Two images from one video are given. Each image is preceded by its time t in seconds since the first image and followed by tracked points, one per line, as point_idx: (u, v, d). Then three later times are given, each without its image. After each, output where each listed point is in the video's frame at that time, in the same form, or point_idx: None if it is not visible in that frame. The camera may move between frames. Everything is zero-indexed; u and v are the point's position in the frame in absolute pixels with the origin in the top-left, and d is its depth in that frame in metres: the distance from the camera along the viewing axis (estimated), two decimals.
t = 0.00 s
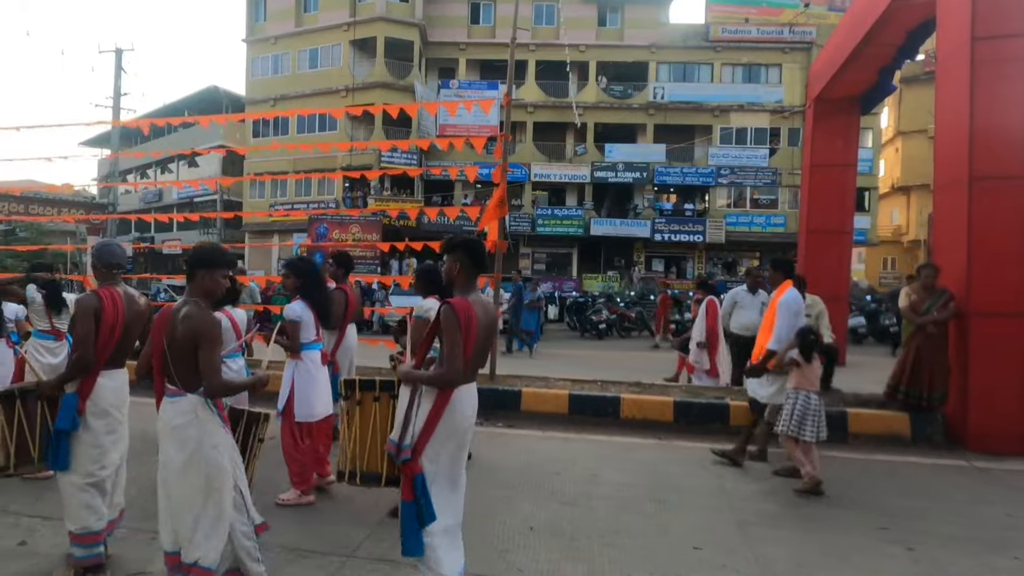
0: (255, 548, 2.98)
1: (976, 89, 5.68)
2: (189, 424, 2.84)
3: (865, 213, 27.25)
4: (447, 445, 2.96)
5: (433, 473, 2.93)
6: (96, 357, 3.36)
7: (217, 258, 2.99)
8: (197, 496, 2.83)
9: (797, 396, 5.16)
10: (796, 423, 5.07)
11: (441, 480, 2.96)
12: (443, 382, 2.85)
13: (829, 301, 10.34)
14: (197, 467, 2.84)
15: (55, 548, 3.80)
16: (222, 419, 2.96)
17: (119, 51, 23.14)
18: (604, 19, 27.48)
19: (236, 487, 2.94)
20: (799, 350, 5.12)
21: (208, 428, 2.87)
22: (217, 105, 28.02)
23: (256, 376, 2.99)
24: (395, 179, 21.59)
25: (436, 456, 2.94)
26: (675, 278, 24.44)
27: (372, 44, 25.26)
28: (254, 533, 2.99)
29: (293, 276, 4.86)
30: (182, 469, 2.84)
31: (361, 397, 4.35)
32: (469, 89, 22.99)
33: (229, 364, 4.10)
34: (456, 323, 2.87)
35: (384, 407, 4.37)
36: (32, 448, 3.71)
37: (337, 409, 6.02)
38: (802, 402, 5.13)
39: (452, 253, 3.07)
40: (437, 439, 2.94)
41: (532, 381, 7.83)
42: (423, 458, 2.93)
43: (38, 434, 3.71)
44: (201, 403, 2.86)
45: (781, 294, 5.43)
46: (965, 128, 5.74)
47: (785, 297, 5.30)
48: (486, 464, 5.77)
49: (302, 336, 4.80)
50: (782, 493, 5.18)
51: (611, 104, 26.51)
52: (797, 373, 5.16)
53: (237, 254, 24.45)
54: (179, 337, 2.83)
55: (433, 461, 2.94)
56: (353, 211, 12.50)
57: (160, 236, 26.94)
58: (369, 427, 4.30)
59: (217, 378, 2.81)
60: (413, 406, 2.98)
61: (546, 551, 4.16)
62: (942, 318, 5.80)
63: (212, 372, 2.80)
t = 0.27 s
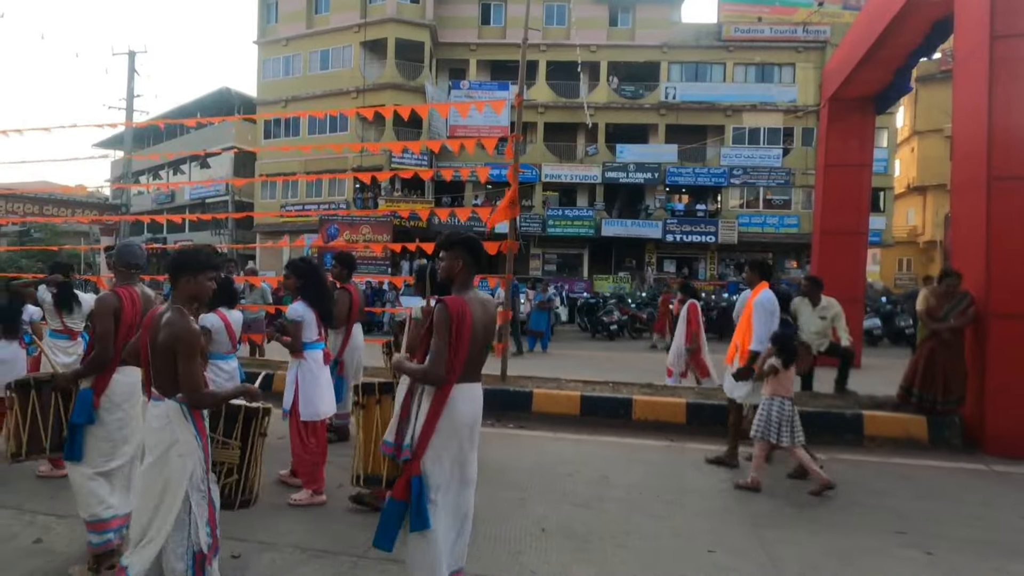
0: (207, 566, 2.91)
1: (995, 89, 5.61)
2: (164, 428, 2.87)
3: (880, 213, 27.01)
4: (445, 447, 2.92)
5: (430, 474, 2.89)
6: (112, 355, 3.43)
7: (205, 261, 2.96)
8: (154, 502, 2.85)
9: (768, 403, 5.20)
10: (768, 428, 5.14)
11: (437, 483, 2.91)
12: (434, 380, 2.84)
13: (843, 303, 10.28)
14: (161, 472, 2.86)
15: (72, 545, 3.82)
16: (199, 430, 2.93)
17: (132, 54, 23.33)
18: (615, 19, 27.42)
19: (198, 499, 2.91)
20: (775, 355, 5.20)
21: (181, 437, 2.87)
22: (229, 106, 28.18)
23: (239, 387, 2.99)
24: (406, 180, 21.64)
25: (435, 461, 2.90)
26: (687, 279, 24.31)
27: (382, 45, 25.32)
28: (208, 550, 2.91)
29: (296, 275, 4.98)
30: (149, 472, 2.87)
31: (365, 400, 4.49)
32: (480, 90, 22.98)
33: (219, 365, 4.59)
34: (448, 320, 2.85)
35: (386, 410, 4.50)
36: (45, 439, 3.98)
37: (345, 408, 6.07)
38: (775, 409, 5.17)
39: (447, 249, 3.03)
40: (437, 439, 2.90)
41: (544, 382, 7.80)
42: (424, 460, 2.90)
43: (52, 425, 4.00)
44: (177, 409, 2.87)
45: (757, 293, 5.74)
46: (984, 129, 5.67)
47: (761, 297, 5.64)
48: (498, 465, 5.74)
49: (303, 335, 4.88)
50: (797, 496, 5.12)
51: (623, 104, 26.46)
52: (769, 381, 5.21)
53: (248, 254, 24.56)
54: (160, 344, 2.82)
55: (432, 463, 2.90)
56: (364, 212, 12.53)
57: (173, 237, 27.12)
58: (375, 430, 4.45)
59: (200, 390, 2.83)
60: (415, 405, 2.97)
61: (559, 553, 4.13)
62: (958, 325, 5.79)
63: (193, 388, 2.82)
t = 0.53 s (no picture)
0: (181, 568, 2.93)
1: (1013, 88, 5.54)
2: (143, 430, 2.88)
3: (894, 214, 26.82)
4: (452, 455, 2.89)
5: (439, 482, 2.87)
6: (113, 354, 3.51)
7: (186, 261, 2.95)
8: (133, 503, 2.87)
9: (750, 401, 5.33)
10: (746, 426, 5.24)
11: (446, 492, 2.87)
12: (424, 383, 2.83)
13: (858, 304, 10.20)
14: (140, 473, 2.88)
15: (86, 544, 3.84)
16: (178, 432, 2.94)
17: (145, 56, 23.52)
18: (626, 19, 27.35)
19: (177, 501, 2.92)
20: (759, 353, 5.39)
21: (158, 439, 2.87)
22: (240, 108, 28.36)
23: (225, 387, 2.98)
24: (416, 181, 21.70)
25: (445, 470, 2.88)
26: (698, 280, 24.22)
27: (393, 47, 25.39)
28: (180, 554, 2.92)
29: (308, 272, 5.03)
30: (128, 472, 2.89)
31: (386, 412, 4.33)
32: (490, 91, 22.98)
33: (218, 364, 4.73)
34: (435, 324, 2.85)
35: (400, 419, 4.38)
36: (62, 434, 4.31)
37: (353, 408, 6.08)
38: (756, 407, 5.30)
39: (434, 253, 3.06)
40: (445, 447, 2.89)
41: (555, 384, 7.78)
42: (434, 470, 2.88)
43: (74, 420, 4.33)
44: (156, 411, 2.89)
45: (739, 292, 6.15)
46: (1002, 128, 5.60)
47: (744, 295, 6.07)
48: (510, 467, 5.72)
49: (311, 332, 4.89)
50: (813, 500, 5.05)
51: (634, 104, 26.40)
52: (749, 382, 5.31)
53: (258, 255, 24.70)
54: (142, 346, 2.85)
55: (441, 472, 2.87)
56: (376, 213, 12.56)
57: (185, 238, 27.31)
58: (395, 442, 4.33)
59: (179, 392, 2.83)
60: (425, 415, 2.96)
61: (572, 556, 4.10)
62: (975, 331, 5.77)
63: (172, 389, 2.81)
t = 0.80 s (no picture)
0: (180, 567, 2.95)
1: None
2: (145, 428, 2.89)
3: (907, 214, 26.66)
4: (465, 458, 2.88)
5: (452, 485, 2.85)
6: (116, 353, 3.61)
7: (186, 258, 2.97)
8: (135, 503, 2.86)
9: (732, 400, 5.41)
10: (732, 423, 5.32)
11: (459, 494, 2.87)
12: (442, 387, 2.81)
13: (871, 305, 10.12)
14: (142, 472, 2.87)
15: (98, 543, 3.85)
16: (179, 431, 2.99)
17: (155, 58, 23.66)
18: (635, 18, 27.27)
19: (180, 500, 2.94)
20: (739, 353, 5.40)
21: (161, 438, 2.89)
22: (249, 109, 28.48)
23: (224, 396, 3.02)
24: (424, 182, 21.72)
25: (457, 472, 2.87)
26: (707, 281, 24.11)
27: (401, 47, 25.43)
28: (182, 554, 2.93)
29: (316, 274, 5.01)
30: (129, 471, 2.88)
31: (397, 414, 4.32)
32: (498, 91, 22.96)
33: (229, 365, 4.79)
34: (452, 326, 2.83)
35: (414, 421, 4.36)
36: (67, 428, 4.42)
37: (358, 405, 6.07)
38: (739, 405, 5.39)
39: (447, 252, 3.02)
40: (458, 449, 2.88)
41: (564, 385, 7.76)
42: (447, 473, 2.88)
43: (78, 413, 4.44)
44: (159, 410, 2.90)
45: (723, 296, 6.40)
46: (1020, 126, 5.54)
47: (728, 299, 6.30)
48: (520, 468, 5.70)
49: (321, 331, 4.93)
50: (825, 502, 5.01)
51: (643, 104, 26.35)
52: (730, 380, 5.35)
53: (267, 256, 24.78)
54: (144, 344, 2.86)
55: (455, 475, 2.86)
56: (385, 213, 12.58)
57: (194, 238, 27.45)
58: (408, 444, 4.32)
59: (180, 393, 2.84)
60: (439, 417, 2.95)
61: (582, 558, 4.07)
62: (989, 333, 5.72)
63: (173, 389, 2.82)
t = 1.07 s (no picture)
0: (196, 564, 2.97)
1: None
2: (155, 425, 2.91)
3: (921, 214, 26.50)
4: (492, 460, 2.87)
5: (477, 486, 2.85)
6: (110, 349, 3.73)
7: (196, 258, 3.01)
8: (147, 500, 2.87)
9: (714, 392, 5.52)
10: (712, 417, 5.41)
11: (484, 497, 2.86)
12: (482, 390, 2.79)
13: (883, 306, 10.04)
14: (152, 469, 2.88)
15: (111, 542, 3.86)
16: (190, 427, 3.00)
17: (166, 58, 23.79)
18: (645, 17, 27.16)
19: (192, 495, 2.96)
20: (722, 349, 5.58)
21: (168, 433, 2.91)
22: (259, 109, 28.60)
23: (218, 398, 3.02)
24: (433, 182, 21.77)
25: (485, 472, 2.87)
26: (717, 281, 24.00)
27: (410, 47, 25.46)
28: (200, 550, 2.96)
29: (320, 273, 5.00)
30: (139, 469, 2.89)
31: (407, 416, 3.81)
32: (507, 91, 22.93)
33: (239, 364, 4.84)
34: (486, 329, 2.81)
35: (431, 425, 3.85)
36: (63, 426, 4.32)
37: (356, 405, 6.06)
38: (720, 398, 5.48)
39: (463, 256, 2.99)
40: (485, 449, 2.87)
41: (575, 385, 7.74)
42: (474, 473, 2.86)
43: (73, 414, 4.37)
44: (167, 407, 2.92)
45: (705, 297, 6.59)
46: None
47: (709, 298, 5.95)
48: (530, 469, 5.69)
49: (326, 329, 4.89)
50: (839, 505, 4.96)
51: (653, 104, 26.27)
52: (714, 372, 5.54)
53: (277, 256, 24.89)
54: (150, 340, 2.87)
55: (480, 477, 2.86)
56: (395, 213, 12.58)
57: (204, 238, 27.57)
58: (421, 449, 3.77)
59: (174, 389, 2.81)
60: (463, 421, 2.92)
61: (593, 559, 4.05)
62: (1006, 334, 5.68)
63: (168, 385, 2.80)
